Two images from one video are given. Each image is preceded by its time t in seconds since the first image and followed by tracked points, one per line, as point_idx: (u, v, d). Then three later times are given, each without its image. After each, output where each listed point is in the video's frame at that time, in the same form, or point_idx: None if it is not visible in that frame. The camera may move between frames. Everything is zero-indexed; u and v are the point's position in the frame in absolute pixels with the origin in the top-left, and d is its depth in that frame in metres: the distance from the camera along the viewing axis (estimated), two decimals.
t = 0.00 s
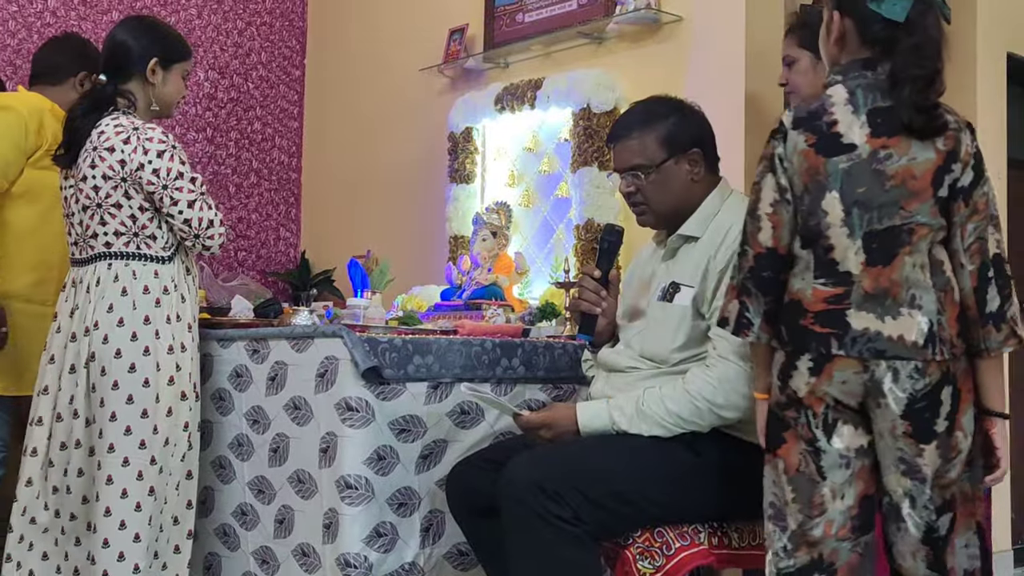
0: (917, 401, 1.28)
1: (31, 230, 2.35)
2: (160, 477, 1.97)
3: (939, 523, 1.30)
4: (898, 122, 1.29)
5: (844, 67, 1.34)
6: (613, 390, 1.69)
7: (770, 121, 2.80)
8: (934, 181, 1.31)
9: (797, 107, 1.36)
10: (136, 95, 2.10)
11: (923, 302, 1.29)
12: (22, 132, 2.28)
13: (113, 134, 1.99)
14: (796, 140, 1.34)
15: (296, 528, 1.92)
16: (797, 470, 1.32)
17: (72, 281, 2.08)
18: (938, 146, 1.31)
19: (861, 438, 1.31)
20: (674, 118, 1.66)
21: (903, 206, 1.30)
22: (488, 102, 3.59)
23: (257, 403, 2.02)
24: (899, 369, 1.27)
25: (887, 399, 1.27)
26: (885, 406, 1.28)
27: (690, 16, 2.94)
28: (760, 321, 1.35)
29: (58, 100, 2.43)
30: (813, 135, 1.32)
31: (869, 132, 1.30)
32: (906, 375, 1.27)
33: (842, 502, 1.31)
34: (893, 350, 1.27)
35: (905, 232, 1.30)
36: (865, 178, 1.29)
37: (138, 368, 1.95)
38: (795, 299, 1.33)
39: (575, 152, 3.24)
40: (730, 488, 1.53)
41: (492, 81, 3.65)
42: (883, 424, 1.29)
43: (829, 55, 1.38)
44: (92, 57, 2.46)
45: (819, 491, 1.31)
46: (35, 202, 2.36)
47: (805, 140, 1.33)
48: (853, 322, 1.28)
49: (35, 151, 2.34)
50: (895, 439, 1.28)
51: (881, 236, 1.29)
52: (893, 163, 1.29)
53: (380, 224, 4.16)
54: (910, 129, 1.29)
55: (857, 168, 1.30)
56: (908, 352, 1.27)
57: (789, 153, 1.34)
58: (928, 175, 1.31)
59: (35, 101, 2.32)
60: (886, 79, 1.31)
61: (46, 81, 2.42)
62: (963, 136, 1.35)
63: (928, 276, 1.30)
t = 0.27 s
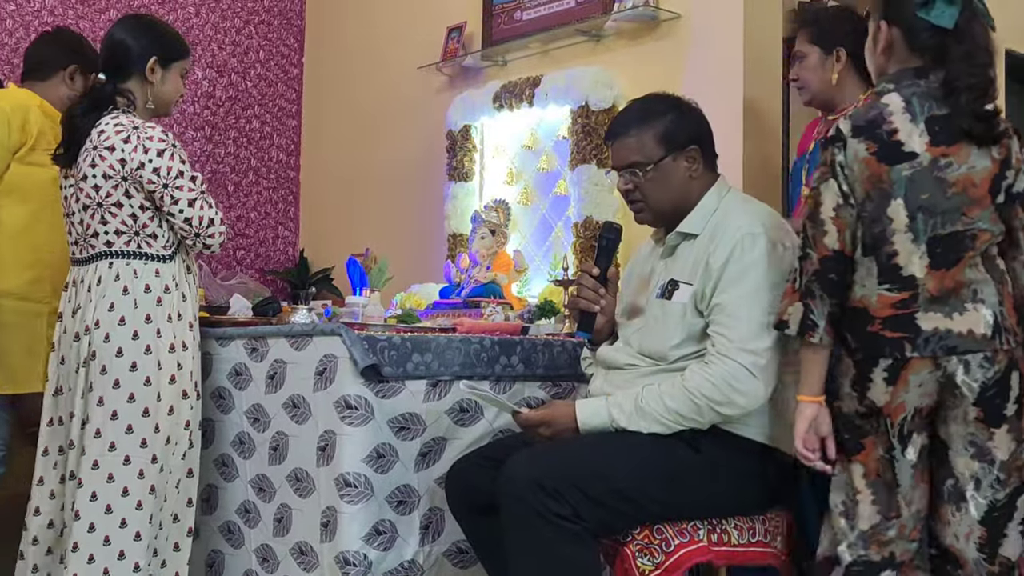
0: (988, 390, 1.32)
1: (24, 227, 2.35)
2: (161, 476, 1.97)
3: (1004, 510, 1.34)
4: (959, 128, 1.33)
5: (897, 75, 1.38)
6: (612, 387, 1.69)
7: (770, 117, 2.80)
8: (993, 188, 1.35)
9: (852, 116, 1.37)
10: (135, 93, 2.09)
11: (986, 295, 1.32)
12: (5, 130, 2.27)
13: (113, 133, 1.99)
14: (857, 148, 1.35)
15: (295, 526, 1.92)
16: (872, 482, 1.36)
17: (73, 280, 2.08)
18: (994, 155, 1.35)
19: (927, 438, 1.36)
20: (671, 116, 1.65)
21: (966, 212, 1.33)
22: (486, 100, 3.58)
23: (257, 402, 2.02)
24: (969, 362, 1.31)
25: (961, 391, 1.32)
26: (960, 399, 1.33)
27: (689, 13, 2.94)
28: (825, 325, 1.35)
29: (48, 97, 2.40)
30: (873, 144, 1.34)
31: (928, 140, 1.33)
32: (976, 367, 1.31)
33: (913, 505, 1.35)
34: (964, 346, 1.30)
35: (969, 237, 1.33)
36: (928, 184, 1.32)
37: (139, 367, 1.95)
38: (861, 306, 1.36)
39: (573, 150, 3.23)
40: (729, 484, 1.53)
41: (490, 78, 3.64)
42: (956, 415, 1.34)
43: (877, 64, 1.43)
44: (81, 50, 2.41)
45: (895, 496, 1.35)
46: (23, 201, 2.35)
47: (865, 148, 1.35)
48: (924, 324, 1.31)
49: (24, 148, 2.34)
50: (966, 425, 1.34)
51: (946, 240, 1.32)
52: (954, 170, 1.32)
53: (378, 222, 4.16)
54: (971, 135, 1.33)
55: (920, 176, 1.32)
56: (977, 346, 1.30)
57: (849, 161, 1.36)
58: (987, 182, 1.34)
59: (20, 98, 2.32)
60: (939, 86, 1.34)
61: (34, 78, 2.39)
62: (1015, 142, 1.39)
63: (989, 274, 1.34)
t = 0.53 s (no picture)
0: (1001, 380, 1.35)
1: (17, 218, 2.32)
2: (163, 472, 1.97)
3: (1013, 501, 1.34)
4: (1001, 120, 1.35)
5: (939, 68, 1.42)
6: (611, 383, 1.69)
7: (768, 112, 2.80)
8: None
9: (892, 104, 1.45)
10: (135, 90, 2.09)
11: (1009, 289, 1.35)
12: None
13: (114, 130, 1.98)
14: (899, 138, 1.42)
15: (297, 522, 1.92)
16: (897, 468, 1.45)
17: (75, 276, 2.08)
18: None
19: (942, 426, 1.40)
20: (670, 111, 1.65)
21: (1002, 206, 1.36)
22: (484, 96, 3.58)
23: (258, 398, 2.02)
24: (982, 353, 1.35)
25: (973, 381, 1.36)
26: (972, 389, 1.37)
27: (687, 9, 2.93)
28: (863, 313, 1.45)
29: (33, 86, 2.37)
30: (917, 136, 1.40)
31: (970, 133, 1.37)
32: (989, 358, 1.35)
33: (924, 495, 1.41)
34: (982, 337, 1.35)
35: (1002, 230, 1.36)
36: (967, 177, 1.37)
37: (140, 364, 1.95)
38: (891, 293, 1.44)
39: (572, 146, 3.24)
40: (728, 479, 1.53)
41: (489, 75, 3.64)
42: (968, 403, 1.38)
43: (913, 62, 1.47)
44: (58, 34, 2.39)
45: (912, 481, 1.42)
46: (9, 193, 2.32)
47: (908, 139, 1.41)
48: (944, 314, 1.38)
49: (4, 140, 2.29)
50: (978, 411, 1.37)
51: (978, 232, 1.36)
52: (994, 164, 1.36)
53: (377, 219, 4.16)
54: (1014, 126, 1.34)
55: (960, 168, 1.37)
56: (994, 337, 1.34)
57: (892, 151, 1.43)
58: None
59: None
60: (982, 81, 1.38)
61: (16, 70, 2.37)
62: None
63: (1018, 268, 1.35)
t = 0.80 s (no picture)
0: (993, 372, 1.34)
1: (10, 212, 2.28)
2: (163, 470, 1.97)
3: (1010, 495, 1.33)
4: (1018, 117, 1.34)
5: (958, 65, 1.41)
6: (610, 379, 1.69)
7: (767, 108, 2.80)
8: None
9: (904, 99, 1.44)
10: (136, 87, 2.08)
11: (1006, 285, 1.34)
12: None
13: (116, 126, 1.98)
14: (905, 131, 1.43)
15: (297, 519, 1.92)
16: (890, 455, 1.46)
17: (75, 273, 2.08)
18: None
19: (939, 417, 1.41)
20: (669, 107, 1.64)
21: (1004, 204, 1.34)
22: (483, 92, 3.57)
23: (258, 395, 2.02)
24: (973, 346, 1.35)
25: (966, 374, 1.36)
26: (966, 381, 1.36)
27: (687, 5, 2.93)
28: (856, 298, 1.45)
29: (22, 78, 2.37)
30: (922, 130, 1.40)
31: (977, 130, 1.37)
32: (980, 351, 1.35)
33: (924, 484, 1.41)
34: (975, 330, 1.35)
35: (1001, 229, 1.34)
36: (970, 172, 1.36)
37: (140, 361, 1.95)
38: (890, 284, 1.45)
39: (571, 142, 3.23)
40: (729, 475, 1.53)
41: (488, 71, 3.65)
42: (966, 397, 1.37)
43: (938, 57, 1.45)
44: (48, 23, 2.39)
45: (906, 471, 1.42)
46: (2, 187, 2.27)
47: (913, 133, 1.42)
48: (939, 306, 1.38)
49: None
50: (974, 404, 1.36)
51: (976, 228, 1.36)
52: (998, 162, 1.35)
53: (377, 216, 4.16)
54: None
55: (964, 164, 1.37)
56: (985, 331, 1.34)
57: (898, 144, 1.44)
58: None
59: None
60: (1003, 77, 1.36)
61: (5, 61, 2.37)
62: None
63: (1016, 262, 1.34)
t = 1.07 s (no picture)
0: (982, 367, 1.43)
1: (8, 211, 2.29)
2: (163, 469, 1.97)
3: (999, 490, 1.42)
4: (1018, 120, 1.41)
5: (969, 66, 1.48)
6: (610, 377, 1.69)
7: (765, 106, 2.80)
8: None
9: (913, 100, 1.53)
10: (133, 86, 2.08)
11: (998, 280, 1.42)
12: None
13: (115, 126, 1.98)
14: (910, 131, 1.52)
15: (297, 518, 1.92)
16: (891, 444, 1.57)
17: (74, 273, 2.08)
18: None
19: (935, 413, 1.51)
20: (669, 105, 1.64)
21: (1000, 203, 1.43)
22: (483, 91, 3.57)
23: (258, 394, 2.02)
24: (962, 340, 1.44)
25: (958, 368, 1.45)
26: (959, 376, 1.45)
27: (685, 3, 2.93)
28: (856, 292, 1.55)
29: (18, 73, 2.35)
30: (926, 130, 1.49)
31: (980, 130, 1.45)
32: (969, 345, 1.43)
33: (922, 477, 1.52)
34: (965, 325, 1.44)
35: (997, 228, 1.43)
36: (969, 172, 1.45)
37: (140, 360, 1.95)
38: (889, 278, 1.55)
39: (570, 141, 3.24)
40: (729, 473, 1.53)
41: (487, 70, 3.64)
42: (959, 391, 1.46)
43: (953, 58, 1.51)
44: (50, 20, 2.37)
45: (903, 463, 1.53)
46: None
47: (917, 132, 1.50)
48: (932, 300, 1.47)
49: None
50: (966, 399, 1.46)
51: (971, 227, 1.45)
52: (998, 162, 1.43)
53: (376, 215, 4.15)
54: None
55: (962, 163, 1.45)
56: (976, 327, 1.43)
57: (903, 143, 1.53)
58: None
59: None
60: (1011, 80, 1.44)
61: (2, 54, 2.34)
62: None
63: (1009, 260, 1.42)
